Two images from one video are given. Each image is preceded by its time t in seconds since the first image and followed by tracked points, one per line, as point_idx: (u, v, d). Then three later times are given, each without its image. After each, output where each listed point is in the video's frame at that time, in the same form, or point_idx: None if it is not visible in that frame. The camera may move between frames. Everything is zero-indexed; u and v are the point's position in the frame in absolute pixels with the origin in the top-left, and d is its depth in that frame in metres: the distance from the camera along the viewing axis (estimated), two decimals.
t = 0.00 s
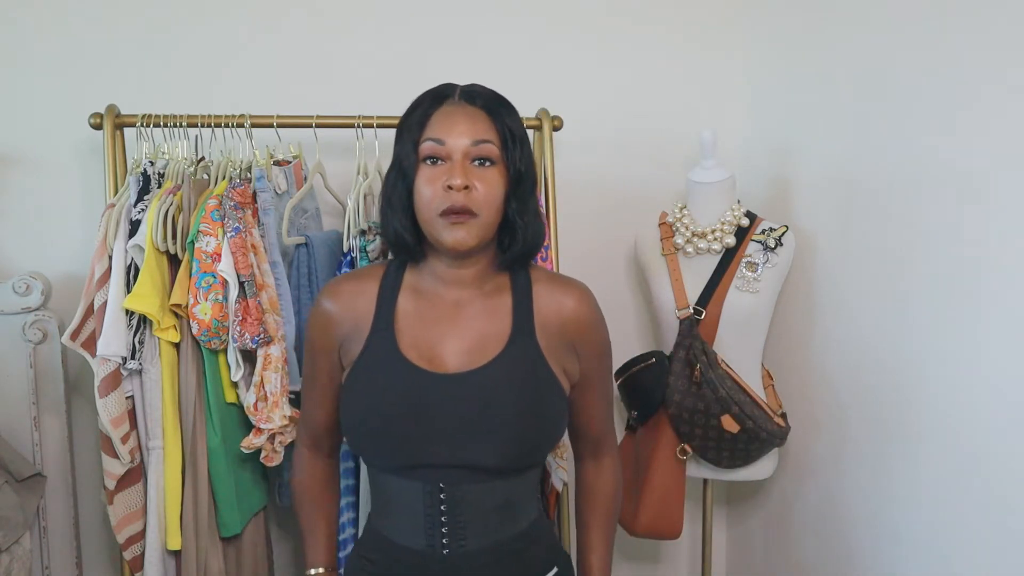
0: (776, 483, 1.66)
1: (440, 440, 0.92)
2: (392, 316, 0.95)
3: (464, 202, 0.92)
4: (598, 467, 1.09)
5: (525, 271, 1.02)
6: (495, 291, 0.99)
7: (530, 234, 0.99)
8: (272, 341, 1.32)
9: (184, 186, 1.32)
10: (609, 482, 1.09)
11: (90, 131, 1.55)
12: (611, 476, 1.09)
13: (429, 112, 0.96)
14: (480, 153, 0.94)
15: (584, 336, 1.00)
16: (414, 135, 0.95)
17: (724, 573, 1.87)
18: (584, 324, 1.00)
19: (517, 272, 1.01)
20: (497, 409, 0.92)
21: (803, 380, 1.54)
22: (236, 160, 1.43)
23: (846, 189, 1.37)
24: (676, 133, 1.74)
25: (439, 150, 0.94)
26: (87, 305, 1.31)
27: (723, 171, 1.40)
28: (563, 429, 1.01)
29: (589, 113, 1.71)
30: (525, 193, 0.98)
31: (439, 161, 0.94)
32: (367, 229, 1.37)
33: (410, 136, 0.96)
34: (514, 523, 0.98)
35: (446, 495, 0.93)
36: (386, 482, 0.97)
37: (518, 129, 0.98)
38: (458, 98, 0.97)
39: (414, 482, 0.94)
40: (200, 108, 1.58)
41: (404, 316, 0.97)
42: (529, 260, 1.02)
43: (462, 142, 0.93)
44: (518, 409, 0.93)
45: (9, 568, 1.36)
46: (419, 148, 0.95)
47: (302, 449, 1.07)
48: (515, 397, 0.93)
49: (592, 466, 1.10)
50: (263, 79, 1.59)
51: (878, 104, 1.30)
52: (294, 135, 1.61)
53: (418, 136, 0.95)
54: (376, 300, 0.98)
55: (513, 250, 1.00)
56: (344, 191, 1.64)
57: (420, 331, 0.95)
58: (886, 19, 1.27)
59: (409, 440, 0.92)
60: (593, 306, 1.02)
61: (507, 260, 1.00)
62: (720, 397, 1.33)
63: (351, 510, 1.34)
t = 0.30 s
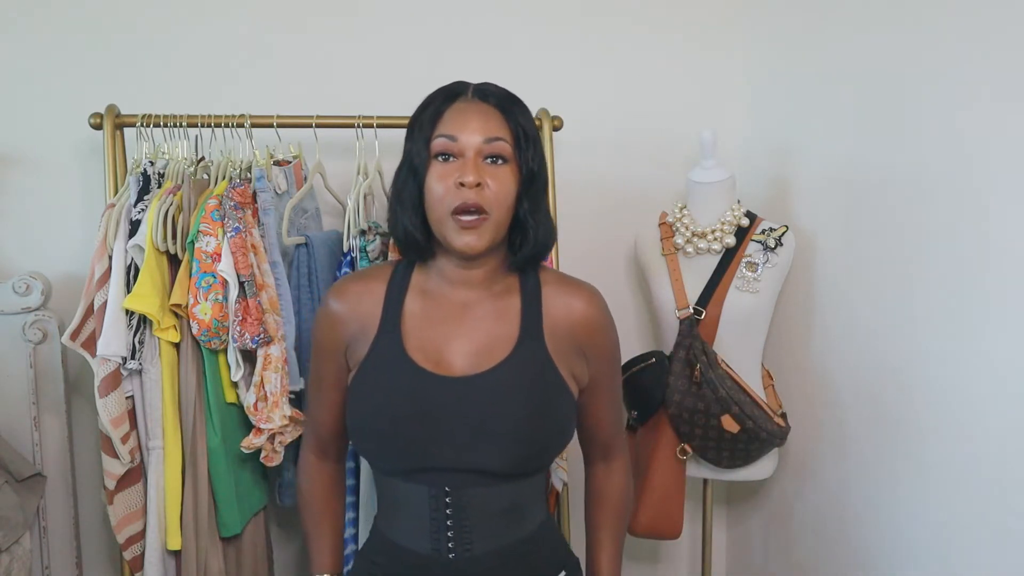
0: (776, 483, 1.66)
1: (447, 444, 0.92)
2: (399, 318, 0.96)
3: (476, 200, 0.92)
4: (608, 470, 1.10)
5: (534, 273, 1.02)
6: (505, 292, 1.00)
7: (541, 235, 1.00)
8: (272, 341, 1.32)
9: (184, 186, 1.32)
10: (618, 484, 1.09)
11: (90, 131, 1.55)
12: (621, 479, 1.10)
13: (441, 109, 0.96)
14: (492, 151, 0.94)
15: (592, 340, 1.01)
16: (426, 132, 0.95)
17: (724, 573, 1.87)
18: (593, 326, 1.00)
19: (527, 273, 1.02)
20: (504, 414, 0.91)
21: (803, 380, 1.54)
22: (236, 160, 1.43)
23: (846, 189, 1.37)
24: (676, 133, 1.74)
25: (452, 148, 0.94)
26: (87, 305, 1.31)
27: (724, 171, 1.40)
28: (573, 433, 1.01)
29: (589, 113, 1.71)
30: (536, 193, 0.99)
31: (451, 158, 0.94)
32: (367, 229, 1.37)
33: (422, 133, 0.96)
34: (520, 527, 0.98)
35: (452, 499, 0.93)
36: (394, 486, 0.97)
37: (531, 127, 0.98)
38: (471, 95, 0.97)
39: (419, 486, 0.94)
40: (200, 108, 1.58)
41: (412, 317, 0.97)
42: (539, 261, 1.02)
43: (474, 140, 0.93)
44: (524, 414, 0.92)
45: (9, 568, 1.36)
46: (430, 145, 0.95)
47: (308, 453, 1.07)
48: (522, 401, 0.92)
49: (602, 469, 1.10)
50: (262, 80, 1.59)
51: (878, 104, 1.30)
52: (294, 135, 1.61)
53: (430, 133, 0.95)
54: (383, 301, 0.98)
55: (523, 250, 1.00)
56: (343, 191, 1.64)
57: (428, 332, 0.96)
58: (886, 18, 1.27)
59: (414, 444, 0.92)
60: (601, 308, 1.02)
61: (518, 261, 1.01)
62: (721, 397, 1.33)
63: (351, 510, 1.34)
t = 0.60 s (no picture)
0: (776, 482, 1.66)
1: (455, 448, 0.91)
2: (407, 319, 0.95)
3: (484, 197, 0.91)
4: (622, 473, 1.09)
5: (544, 274, 1.01)
6: (513, 294, 0.98)
7: (550, 234, 0.98)
8: (272, 341, 1.32)
9: (184, 186, 1.32)
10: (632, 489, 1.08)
11: (90, 131, 1.55)
12: (635, 483, 1.08)
13: (449, 107, 0.95)
14: (500, 148, 0.93)
15: (604, 342, 0.99)
16: (434, 129, 0.94)
17: (724, 572, 1.87)
18: (604, 329, 0.99)
19: (536, 274, 1.00)
20: (511, 417, 0.91)
21: (803, 380, 1.54)
22: (236, 160, 1.43)
23: (847, 189, 1.37)
24: (676, 133, 1.74)
25: (459, 145, 0.93)
26: (87, 305, 1.31)
27: (724, 171, 1.40)
28: (582, 435, 1.00)
29: (588, 114, 1.71)
30: (545, 191, 0.97)
31: (458, 156, 0.93)
32: (367, 229, 1.38)
33: (430, 130, 0.95)
34: (529, 531, 0.97)
35: (460, 503, 0.93)
36: (401, 491, 0.97)
37: (540, 125, 0.97)
38: (479, 92, 0.96)
39: (427, 490, 0.94)
40: (200, 108, 1.58)
41: (420, 318, 0.96)
42: (548, 262, 1.01)
43: (482, 137, 0.92)
44: (531, 418, 0.91)
45: (9, 568, 1.36)
46: (438, 142, 0.94)
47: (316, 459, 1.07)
48: (530, 404, 0.92)
49: (615, 473, 1.09)
50: (263, 80, 1.59)
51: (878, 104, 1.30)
52: (294, 135, 1.61)
53: (437, 131, 0.95)
54: (391, 303, 0.97)
55: (531, 250, 0.98)
56: (343, 191, 1.64)
57: (436, 335, 0.95)
58: (886, 18, 1.27)
59: (422, 448, 0.92)
60: (612, 309, 1.01)
61: (526, 261, 0.99)
62: (720, 397, 1.33)
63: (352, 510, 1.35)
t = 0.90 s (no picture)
0: (776, 482, 1.66)
1: (467, 451, 0.91)
2: (418, 320, 0.95)
3: (493, 194, 0.91)
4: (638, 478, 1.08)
5: (556, 274, 1.01)
6: (525, 294, 0.98)
7: (561, 233, 0.97)
8: (272, 341, 1.31)
9: (184, 186, 1.32)
10: (648, 493, 1.07)
11: (90, 131, 1.55)
12: (650, 487, 1.08)
13: (457, 105, 0.95)
14: (510, 145, 0.93)
15: (617, 344, 0.99)
16: (443, 127, 0.94)
17: (723, 572, 1.87)
18: (617, 330, 0.98)
19: (548, 273, 1.00)
20: (521, 419, 0.91)
21: (803, 380, 1.54)
22: (236, 160, 1.43)
23: (847, 189, 1.37)
24: (676, 133, 1.74)
25: (468, 142, 0.93)
26: (87, 304, 1.31)
27: (724, 171, 1.40)
28: (597, 432, 1.00)
29: (588, 114, 1.71)
30: (556, 188, 0.97)
31: (467, 153, 0.94)
32: (367, 229, 1.38)
33: (439, 128, 0.95)
34: (541, 534, 0.97)
35: (472, 506, 0.93)
36: (413, 495, 0.97)
37: (550, 122, 0.97)
38: (488, 90, 0.96)
39: (438, 494, 0.94)
40: (200, 108, 1.58)
41: (431, 319, 0.97)
42: (561, 260, 1.00)
43: (491, 134, 0.92)
44: (541, 420, 0.91)
45: (9, 568, 1.36)
46: (447, 140, 0.95)
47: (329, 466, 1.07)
48: (540, 406, 0.91)
49: (631, 478, 1.09)
50: (262, 80, 1.59)
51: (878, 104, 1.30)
52: (294, 135, 1.61)
53: (446, 129, 0.95)
54: (403, 304, 0.98)
55: (543, 249, 0.98)
56: (343, 191, 1.64)
57: (448, 336, 0.95)
58: (886, 17, 1.27)
59: (432, 450, 0.92)
60: (625, 310, 1.00)
61: (538, 260, 0.99)
62: (720, 397, 1.33)
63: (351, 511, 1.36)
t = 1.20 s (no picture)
0: (776, 482, 1.66)
1: (479, 455, 0.91)
2: (431, 323, 0.95)
3: (507, 195, 0.91)
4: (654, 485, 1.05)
5: (569, 275, 1.00)
6: (539, 296, 0.97)
7: (575, 234, 0.96)
8: (272, 341, 1.31)
9: (184, 186, 1.32)
10: (662, 501, 1.04)
11: (90, 131, 1.55)
12: (663, 495, 1.05)
13: (471, 105, 0.95)
14: (523, 146, 0.93)
15: (632, 346, 0.98)
16: (456, 128, 0.94)
17: (723, 572, 1.87)
18: (632, 332, 0.97)
19: (562, 274, 1.00)
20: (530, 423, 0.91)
21: (804, 380, 1.54)
22: (236, 160, 1.43)
23: (847, 189, 1.37)
24: (675, 133, 1.74)
25: (482, 143, 0.93)
26: (87, 305, 1.31)
27: (724, 171, 1.40)
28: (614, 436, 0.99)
29: (588, 114, 1.71)
30: (570, 189, 0.96)
31: (480, 154, 0.93)
32: (367, 229, 1.38)
33: (452, 129, 0.95)
34: (555, 537, 0.97)
35: (485, 510, 0.93)
36: (426, 498, 0.97)
37: (565, 122, 0.96)
38: (502, 90, 0.96)
39: (451, 498, 0.94)
40: (199, 108, 1.58)
41: (444, 322, 0.97)
42: (574, 262, 1.00)
43: (505, 135, 0.92)
44: (553, 423, 0.91)
45: (8, 568, 1.38)
46: (461, 141, 0.95)
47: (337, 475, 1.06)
48: (549, 409, 0.91)
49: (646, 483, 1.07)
50: (262, 80, 1.59)
51: (878, 103, 1.30)
52: (294, 135, 1.61)
53: (459, 129, 0.95)
54: (415, 305, 0.97)
55: (557, 250, 0.97)
56: (344, 191, 1.64)
57: (461, 339, 0.95)
58: (887, 17, 1.27)
59: (444, 453, 0.92)
60: (640, 312, 1.00)
61: (552, 260, 0.99)
62: (721, 397, 1.33)
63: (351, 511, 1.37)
